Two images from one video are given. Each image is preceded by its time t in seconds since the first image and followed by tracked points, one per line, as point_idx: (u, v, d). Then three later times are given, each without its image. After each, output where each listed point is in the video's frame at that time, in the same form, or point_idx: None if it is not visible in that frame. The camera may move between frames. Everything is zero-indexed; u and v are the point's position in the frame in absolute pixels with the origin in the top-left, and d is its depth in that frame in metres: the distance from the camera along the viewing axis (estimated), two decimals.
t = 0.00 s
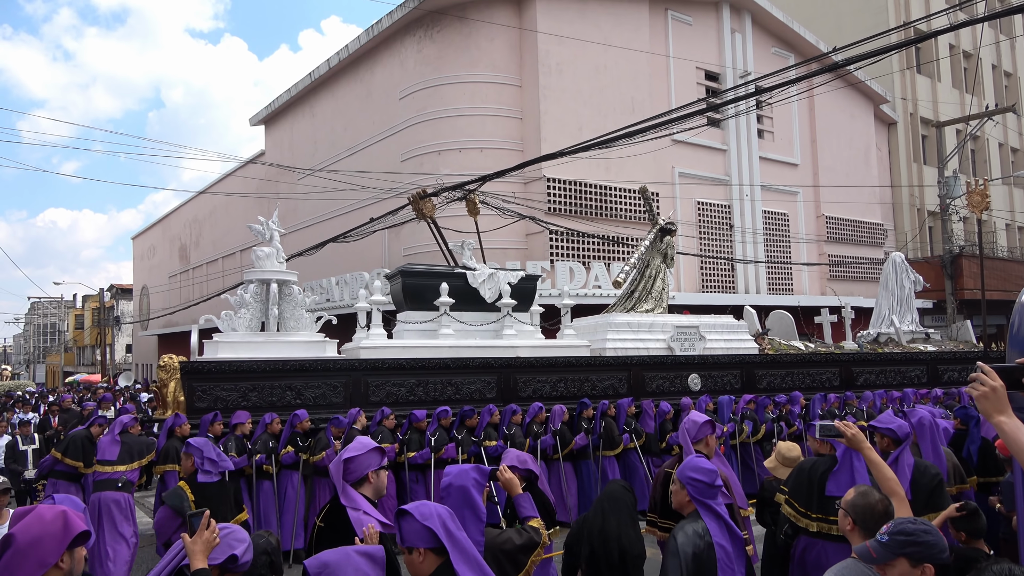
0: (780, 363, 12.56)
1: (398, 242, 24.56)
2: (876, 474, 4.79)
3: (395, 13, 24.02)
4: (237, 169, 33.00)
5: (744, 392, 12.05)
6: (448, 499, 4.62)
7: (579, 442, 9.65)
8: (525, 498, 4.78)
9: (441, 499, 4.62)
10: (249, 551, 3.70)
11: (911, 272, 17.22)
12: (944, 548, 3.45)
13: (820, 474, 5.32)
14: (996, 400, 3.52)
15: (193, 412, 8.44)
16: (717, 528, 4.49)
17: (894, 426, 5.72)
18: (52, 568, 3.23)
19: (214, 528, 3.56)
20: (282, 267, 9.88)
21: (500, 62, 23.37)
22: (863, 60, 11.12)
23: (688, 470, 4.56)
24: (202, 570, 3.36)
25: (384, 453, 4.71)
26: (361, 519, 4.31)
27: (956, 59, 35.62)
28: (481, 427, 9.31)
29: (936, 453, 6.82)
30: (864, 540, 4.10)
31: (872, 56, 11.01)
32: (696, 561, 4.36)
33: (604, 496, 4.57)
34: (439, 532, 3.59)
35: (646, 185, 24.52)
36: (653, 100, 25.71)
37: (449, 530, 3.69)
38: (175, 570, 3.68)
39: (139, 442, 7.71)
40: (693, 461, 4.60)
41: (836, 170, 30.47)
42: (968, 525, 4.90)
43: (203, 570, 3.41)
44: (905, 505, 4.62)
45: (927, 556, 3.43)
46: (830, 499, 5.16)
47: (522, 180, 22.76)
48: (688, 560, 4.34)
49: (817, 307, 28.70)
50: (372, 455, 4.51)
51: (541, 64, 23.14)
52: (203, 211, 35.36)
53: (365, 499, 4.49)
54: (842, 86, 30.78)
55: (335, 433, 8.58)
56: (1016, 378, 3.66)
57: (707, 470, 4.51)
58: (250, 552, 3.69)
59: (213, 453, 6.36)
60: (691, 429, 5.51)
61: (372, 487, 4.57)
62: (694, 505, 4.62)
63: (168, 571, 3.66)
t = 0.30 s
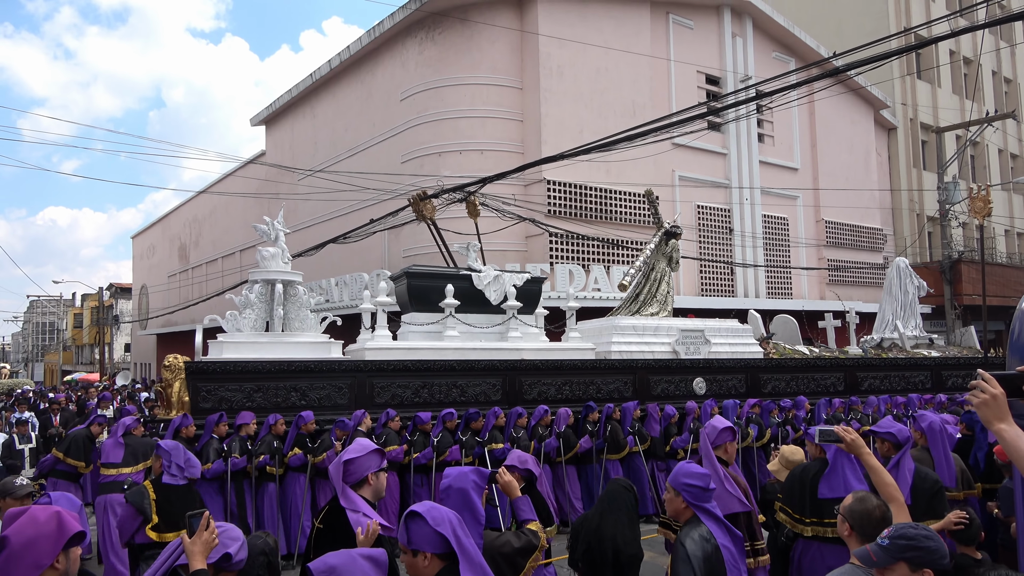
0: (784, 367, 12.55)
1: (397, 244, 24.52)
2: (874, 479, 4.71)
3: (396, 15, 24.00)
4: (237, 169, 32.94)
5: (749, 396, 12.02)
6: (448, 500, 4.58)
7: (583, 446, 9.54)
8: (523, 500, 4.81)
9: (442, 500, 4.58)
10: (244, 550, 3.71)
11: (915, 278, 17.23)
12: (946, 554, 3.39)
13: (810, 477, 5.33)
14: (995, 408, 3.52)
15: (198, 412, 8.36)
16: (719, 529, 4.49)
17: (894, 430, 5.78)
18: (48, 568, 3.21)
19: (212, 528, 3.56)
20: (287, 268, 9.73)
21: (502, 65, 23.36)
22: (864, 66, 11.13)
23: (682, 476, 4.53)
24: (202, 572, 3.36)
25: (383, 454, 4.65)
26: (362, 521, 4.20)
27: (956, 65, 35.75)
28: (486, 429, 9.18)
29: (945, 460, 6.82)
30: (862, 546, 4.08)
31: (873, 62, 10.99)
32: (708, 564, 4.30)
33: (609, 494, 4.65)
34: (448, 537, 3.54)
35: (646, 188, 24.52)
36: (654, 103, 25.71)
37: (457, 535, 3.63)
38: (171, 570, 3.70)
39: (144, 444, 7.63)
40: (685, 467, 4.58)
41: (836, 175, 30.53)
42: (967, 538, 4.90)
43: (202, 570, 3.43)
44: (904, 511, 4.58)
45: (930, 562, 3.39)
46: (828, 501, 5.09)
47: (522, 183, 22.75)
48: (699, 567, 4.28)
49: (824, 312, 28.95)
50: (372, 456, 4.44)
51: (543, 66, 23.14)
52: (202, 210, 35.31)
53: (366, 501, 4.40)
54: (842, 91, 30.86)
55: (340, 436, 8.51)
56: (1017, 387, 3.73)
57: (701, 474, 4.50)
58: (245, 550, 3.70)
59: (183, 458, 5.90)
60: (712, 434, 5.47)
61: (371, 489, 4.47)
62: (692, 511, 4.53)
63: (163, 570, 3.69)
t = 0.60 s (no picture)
0: (789, 371, 12.48)
1: (394, 245, 24.38)
2: (873, 486, 4.80)
3: (395, 15, 23.90)
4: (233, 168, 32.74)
5: (754, 401, 11.96)
6: (445, 503, 4.45)
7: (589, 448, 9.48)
8: (519, 505, 4.84)
9: (438, 503, 4.46)
10: (236, 553, 3.61)
11: (916, 283, 17.20)
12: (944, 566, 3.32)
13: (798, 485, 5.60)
14: (1000, 417, 3.42)
15: (200, 412, 8.24)
16: (722, 536, 4.39)
17: (891, 437, 5.84)
18: (39, 569, 3.08)
19: (209, 531, 3.48)
20: (289, 266, 9.54)
21: (500, 66, 23.28)
22: (863, 72, 11.00)
23: (684, 482, 4.44)
24: None
25: (379, 455, 4.52)
26: (359, 525, 4.13)
27: (953, 72, 35.92)
28: (492, 430, 9.14)
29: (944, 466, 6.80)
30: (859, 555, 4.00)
31: (871, 70, 10.89)
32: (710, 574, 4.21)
33: (603, 494, 4.57)
34: (447, 547, 3.45)
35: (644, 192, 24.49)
36: (652, 107, 25.67)
37: (457, 545, 3.53)
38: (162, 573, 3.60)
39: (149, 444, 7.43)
40: (688, 472, 4.49)
41: (833, 180, 30.56)
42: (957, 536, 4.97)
43: (197, 573, 3.37)
44: (903, 517, 4.64)
45: (923, 572, 3.31)
46: (822, 504, 5.34)
47: (519, 185, 22.67)
48: None
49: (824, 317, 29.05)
50: (368, 458, 4.33)
51: (542, 69, 23.06)
52: (198, 209, 35.10)
53: (363, 503, 4.32)
54: (840, 97, 30.91)
55: (345, 437, 8.40)
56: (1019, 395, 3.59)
57: (704, 479, 4.41)
58: (237, 553, 3.60)
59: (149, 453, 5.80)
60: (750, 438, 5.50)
61: (367, 493, 4.37)
62: (696, 517, 4.47)
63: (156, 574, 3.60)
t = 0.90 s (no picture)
0: (787, 378, 12.48)
1: (388, 245, 24.29)
2: (870, 495, 4.90)
3: (393, 15, 23.84)
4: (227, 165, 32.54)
5: (752, 406, 11.95)
6: (443, 505, 4.42)
7: (589, 450, 9.44)
8: (515, 509, 4.75)
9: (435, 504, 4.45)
10: (230, 550, 3.54)
11: (911, 292, 17.26)
12: None
13: (789, 491, 5.98)
14: (1003, 426, 3.48)
15: (199, 409, 8.13)
16: (718, 545, 4.32)
17: (884, 446, 6.03)
18: (24, 567, 3.01)
19: (204, 531, 3.43)
20: (291, 264, 9.59)
21: (498, 68, 23.27)
22: (861, 81, 10.82)
23: (682, 487, 4.42)
24: None
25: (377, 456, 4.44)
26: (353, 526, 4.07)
27: (948, 82, 36.19)
28: (493, 432, 9.05)
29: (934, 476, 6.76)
30: (853, 562, 3.98)
31: (868, 78, 10.73)
32: None
33: (610, 501, 4.61)
34: (436, 553, 3.42)
35: (640, 196, 24.53)
36: (649, 112, 25.69)
37: (448, 554, 3.48)
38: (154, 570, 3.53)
39: (149, 441, 7.61)
40: (687, 478, 4.46)
41: (827, 188, 30.69)
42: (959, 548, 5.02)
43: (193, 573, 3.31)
44: (898, 527, 4.77)
45: None
46: (811, 510, 5.71)
47: (515, 187, 22.67)
48: None
49: (819, 324, 29.16)
50: (364, 459, 4.26)
51: (539, 71, 23.04)
52: (192, 206, 34.92)
53: (358, 504, 4.25)
54: (836, 105, 31.06)
55: (346, 435, 8.25)
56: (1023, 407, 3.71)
57: (702, 485, 4.38)
58: (231, 551, 3.54)
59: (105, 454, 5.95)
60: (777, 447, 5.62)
61: (363, 494, 4.30)
62: (692, 523, 4.46)
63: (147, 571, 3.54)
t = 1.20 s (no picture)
0: (788, 384, 12.48)
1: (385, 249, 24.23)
2: (873, 503, 5.11)
3: (392, 19, 23.84)
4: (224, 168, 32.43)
5: (754, 412, 11.93)
6: (445, 511, 4.39)
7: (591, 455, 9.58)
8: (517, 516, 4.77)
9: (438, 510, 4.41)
10: (227, 557, 3.52)
11: (909, 298, 17.31)
12: None
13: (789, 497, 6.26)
14: (1011, 434, 3.45)
15: (200, 414, 8.08)
16: (711, 552, 4.27)
17: (883, 454, 6.08)
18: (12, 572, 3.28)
19: (204, 537, 3.40)
20: (293, 267, 9.51)
21: (497, 73, 23.28)
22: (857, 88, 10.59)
23: (672, 495, 4.40)
24: None
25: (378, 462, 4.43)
26: (351, 531, 4.12)
27: (946, 89, 36.38)
28: (495, 438, 8.98)
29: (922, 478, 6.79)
30: (855, 569, 3.94)
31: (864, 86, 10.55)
32: None
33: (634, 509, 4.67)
34: (430, 559, 3.50)
35: (638, 201, 24.53)
36: (647, 117, 25.73)
37: (444, 561, 3.53)
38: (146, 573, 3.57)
39: (149, 445, 7.29)
40: (678, 485, 4.45)
41: (825, 194, 30.80)
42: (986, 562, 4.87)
43: None
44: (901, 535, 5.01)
45: None
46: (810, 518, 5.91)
47: (513, 192, 22.63)
48: None
49: (818, 330, 29.25)
50: (362, 464, 4.27)
51: (538, 75, 23.05)
52: (188, 208, 34.82)
53: (355, 509, 4.28)
54: (835, 111, 31.17)
55: (347, 439, 8.27)
56: None
57: (692, 492, 4.36)
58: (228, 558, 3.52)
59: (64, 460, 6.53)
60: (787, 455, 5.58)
61: (360, 500, 4.30)
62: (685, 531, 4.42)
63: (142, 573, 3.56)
